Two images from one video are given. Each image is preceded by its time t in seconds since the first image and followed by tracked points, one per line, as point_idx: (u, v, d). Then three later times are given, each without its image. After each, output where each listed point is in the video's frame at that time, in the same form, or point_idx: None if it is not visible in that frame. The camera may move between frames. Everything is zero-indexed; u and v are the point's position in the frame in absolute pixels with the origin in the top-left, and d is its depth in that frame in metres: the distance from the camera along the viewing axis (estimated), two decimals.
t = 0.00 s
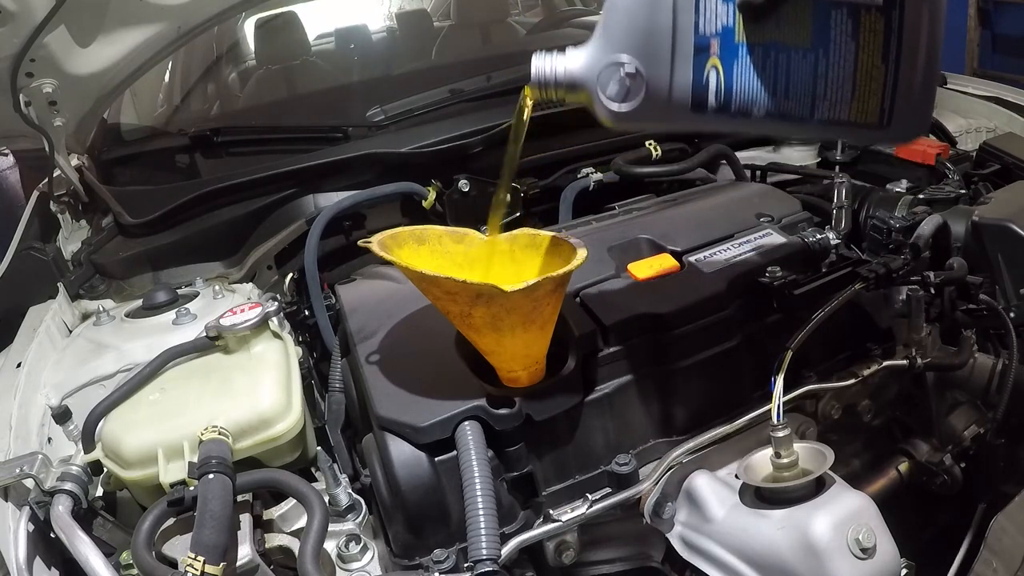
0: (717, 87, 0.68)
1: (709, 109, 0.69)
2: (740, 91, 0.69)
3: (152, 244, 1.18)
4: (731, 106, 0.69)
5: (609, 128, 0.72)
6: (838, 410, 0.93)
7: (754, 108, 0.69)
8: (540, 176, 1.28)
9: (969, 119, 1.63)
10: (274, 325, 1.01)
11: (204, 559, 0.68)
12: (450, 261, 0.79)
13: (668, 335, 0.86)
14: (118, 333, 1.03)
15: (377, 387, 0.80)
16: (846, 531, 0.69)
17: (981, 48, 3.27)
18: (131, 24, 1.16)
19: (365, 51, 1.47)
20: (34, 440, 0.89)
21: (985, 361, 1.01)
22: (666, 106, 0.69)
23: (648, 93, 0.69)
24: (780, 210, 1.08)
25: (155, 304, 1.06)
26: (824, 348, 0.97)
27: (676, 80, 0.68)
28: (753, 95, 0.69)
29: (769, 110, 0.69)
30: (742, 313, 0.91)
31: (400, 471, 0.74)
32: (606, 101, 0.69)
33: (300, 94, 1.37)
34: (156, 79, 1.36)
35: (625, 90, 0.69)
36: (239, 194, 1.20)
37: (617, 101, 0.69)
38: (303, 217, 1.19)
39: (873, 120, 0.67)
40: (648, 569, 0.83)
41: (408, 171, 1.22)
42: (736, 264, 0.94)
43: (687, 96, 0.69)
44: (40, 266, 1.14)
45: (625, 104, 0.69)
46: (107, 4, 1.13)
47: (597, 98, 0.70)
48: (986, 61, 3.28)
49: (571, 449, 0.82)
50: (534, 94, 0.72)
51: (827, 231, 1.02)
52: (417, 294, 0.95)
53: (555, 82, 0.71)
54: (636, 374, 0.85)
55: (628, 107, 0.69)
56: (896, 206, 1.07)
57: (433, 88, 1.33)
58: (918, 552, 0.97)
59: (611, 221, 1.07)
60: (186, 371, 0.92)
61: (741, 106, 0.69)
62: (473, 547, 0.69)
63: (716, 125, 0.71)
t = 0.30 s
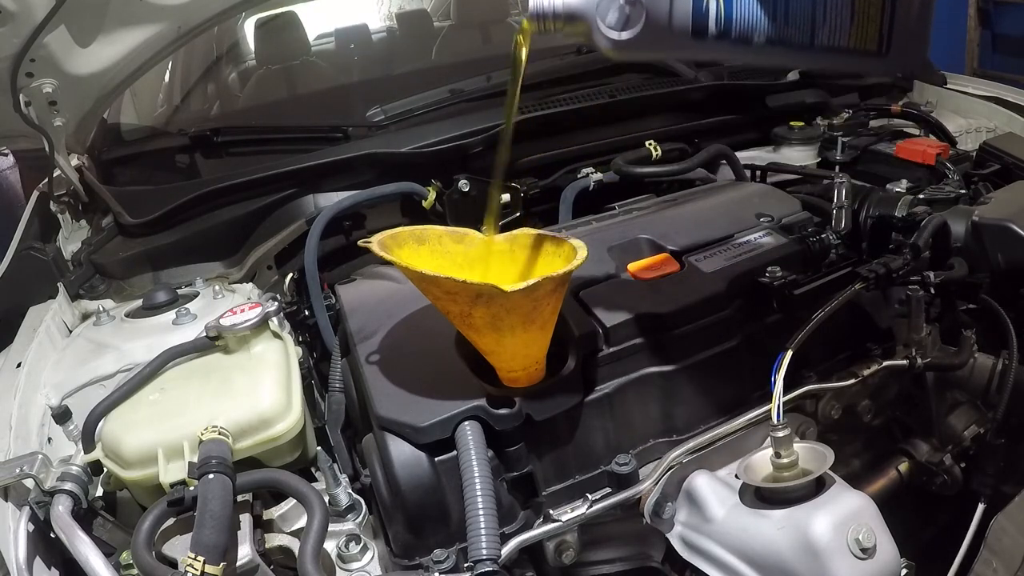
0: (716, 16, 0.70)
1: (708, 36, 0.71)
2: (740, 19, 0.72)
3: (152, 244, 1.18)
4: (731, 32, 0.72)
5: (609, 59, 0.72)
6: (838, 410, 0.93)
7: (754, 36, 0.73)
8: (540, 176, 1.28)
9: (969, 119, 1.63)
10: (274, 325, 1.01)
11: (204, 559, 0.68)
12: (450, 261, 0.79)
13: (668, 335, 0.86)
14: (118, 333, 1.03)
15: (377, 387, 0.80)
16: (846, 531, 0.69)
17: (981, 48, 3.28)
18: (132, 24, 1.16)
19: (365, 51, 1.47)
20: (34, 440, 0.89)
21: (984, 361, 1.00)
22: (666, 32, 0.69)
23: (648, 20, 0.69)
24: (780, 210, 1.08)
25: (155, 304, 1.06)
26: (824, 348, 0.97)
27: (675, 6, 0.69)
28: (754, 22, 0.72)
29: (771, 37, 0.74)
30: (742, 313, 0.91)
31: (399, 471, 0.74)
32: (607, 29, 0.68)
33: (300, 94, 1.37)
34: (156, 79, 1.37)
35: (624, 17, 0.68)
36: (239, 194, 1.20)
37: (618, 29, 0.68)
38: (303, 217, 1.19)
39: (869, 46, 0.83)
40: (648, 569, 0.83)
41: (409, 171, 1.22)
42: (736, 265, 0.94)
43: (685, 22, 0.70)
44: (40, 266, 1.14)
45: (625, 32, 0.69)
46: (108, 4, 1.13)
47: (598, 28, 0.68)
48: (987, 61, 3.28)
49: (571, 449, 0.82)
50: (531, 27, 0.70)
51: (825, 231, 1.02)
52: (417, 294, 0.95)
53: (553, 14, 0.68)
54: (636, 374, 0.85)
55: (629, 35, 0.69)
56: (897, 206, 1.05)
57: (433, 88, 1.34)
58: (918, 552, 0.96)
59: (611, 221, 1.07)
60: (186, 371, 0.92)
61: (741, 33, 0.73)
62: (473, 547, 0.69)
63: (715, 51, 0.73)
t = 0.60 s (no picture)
0: None
1: None
2: None
3: (152, 244, 1.18)
4: None
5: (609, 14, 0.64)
6: (838, 410, 0.93)
7: None
8: (540, 176, 1.29)
9: (969, 119, 1.63)
10: (274, 325, 1.01)
11: (204, 559, 0.68)
12: (450, 261, 0.79)
13: (669, 335, 0.86)
14: (118, 333, 1.03)
15: (377, 387, 0.80)
16: (846, 531, 0.69)
17: (981, 48, 3.27)
18: (132, 24, 1.16)
19: (365, 51, 1.48)
20: (35, 440, 0.89)
21: (984, 361, 1.01)
22: None
23: None
24: (780, 210, 1.08)
25: (155, 304, 1.06)
26: (824, 348, 0.97)
27: None
28: None
29: None
30: (742, 313, 0.91)
31: (400, 471, 0.74)
32: None
33: (300, 94, 1.37)
34: (156, 79, 1.39)
35: None
36: (239, 194, 1.20)
37: None
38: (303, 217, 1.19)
39: None
40: (648, 569, 0.83)
41: (409, 171, 1.22)
42: (736, 265, 0.94)
43: None
44: (41, 266, 1.14)
45: None
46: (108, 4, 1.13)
47: None
48: (986, 61, 3.28)
49: (571, 449, 0.82)
50: None
51: (826, 232, 1.02)
52: (417, 294, 0.95)
53: None
54: (636, 374, 0.85)
55: None
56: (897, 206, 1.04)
57: (434, 88, 1.34)
58: (919, 552, 0.96)
59: (611, 221, 1.07)
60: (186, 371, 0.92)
61: None
62: (473, 547, 0.69)
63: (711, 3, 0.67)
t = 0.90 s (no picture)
0: None
1: None
2: None
3: (152, 244, 1.18)
4: None
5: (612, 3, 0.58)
6: (838, 410, 0.93)
7: None
8: (540, 176, 1.29)
9: (969, 119, 1.63)
10: (274, 325, 1.01)
11: (204, 559, 0.68)
12: (450, 261, 0.79)
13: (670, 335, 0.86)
14: (118, 333, 1.03)
15: (377, 387, 0.80)
16: (846, 531, 0.69)
17: (981, 48, 3.27)
18: (132, 24, 1.16)
19: (365, 51, 1.48)
20: (34, 441, 0.89)
21: (984, 361, 1.00)
22: None
23: None
24: (780, 210, 1.08)
25: (155, 304, 1.06)
26: (824, 348, 0.97)
27: None
28: None
29: None
30: (742, 313, 0.91)
31: (400, 471, 0.74)
32: None
33: (300, 94, 1.37)
34: (156, 79, 1.39)
35: None
36: (239, 194, 1.20)
37: None
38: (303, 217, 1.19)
39: None
40: (647, 569, 0.83)
41: (409, 170, 1.22)
42: (737, 265, 0.94)
43: None
44: (40, 266, 1.14)
45: None
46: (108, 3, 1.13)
47: None
48: (986, 61, 3.28)
49: (571, 449, 0.82)
50: None
51: (826, 232, 1.02)
52: (417, 294, 0.95)
53: None
54: (636, 373, 0.85)
55: None
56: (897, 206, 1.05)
57: (434, 88, 1.34)
58: (919, 552, 0.96)
59: (611, 221, 1.07)
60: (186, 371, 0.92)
61: None
62: (473, 547, 0.69)
63: None
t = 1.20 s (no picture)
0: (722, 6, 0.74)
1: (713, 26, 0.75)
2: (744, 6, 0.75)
3: (153, 244, 1.18)
4: (737, 22, 0.76)
5: (615, 49, 0.78)
6: (838, 410, 0.93)
7: (761, 26, 0.77)
8: (540, 176, 1.29)
9: (969, 119, 1.63)
10: (274, 325, 1.01)
11: (204, 559, 0.68)
12: (450, 261, 0.79)
13: (669, 336, 0.86)
14: (118, 333, 1.03)
15: (377, 387, 0.80)
16: (846, 531, 0.69)
17: (981, 47, 3.27)
18: (132, 24, 1.16)
19: (365, 51, 1.48)
20: (35, 441, 0.89)
21: (984, 361, 1.00)
22: (670, 23, 0.74)
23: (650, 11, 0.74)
24: (781, 210, 1.08)
25: (155, 304, 1.06)
26: (824, 348, 0.98)
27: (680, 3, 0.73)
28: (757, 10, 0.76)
29: (776, 26, 0.77)
30: (742, 313, 0.91)
31: (399, 471, 0.74)
32: (610, 19, 0.75)
33: (300, 94, 1.37)
34: (156, 79, 1.39)
35: (628, 9, 0.75)
36: (239, 194, 1.20)
37: (621, 18, 0.75)
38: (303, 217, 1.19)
39: (878, 37, 0.80)
40: (647, 569, 0.83)
41: (409, 170, 1.22)
42: (736, 265, 0.94)
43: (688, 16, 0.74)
44: (40, 266, 1.14)
45: (628, 21, 0.75)
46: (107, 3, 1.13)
47: (601, 18, 0.75)
48: (986, 60, 3.27)
49: (571, 449, 0.82)
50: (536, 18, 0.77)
51: (826, 232, 1.02)
52: (417, 294, 0.95)
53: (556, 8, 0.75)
54: (636, 373, 0.85)
55: (632, 25, 0.75)
56: (897, 206, 1.05)
57: (434, 88, 1.34)
58: (919, 552, 0.96)
59: (611, 221, 1.07)
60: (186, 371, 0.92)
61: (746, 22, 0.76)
62: (473, 547, 0.69)
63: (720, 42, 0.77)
